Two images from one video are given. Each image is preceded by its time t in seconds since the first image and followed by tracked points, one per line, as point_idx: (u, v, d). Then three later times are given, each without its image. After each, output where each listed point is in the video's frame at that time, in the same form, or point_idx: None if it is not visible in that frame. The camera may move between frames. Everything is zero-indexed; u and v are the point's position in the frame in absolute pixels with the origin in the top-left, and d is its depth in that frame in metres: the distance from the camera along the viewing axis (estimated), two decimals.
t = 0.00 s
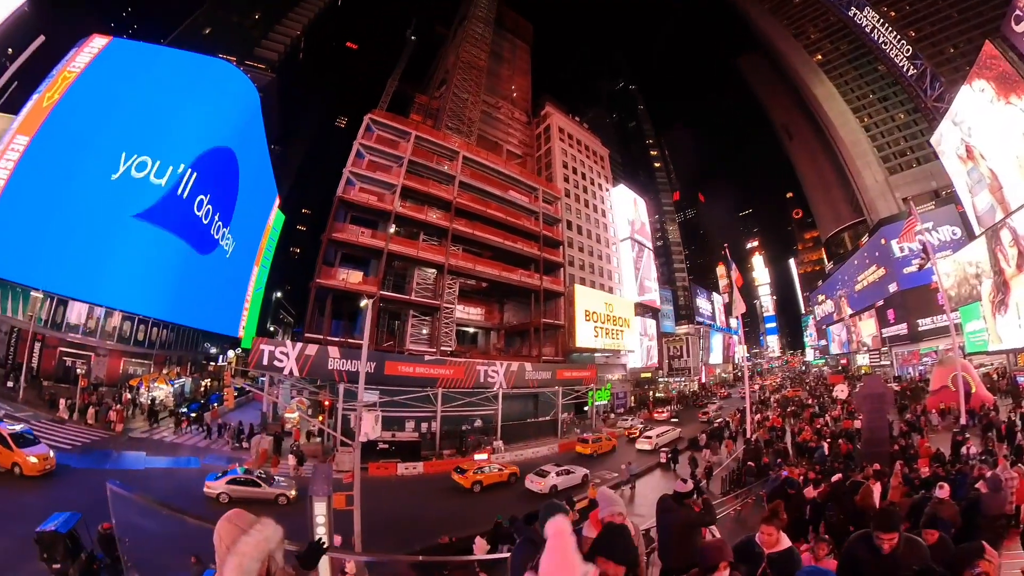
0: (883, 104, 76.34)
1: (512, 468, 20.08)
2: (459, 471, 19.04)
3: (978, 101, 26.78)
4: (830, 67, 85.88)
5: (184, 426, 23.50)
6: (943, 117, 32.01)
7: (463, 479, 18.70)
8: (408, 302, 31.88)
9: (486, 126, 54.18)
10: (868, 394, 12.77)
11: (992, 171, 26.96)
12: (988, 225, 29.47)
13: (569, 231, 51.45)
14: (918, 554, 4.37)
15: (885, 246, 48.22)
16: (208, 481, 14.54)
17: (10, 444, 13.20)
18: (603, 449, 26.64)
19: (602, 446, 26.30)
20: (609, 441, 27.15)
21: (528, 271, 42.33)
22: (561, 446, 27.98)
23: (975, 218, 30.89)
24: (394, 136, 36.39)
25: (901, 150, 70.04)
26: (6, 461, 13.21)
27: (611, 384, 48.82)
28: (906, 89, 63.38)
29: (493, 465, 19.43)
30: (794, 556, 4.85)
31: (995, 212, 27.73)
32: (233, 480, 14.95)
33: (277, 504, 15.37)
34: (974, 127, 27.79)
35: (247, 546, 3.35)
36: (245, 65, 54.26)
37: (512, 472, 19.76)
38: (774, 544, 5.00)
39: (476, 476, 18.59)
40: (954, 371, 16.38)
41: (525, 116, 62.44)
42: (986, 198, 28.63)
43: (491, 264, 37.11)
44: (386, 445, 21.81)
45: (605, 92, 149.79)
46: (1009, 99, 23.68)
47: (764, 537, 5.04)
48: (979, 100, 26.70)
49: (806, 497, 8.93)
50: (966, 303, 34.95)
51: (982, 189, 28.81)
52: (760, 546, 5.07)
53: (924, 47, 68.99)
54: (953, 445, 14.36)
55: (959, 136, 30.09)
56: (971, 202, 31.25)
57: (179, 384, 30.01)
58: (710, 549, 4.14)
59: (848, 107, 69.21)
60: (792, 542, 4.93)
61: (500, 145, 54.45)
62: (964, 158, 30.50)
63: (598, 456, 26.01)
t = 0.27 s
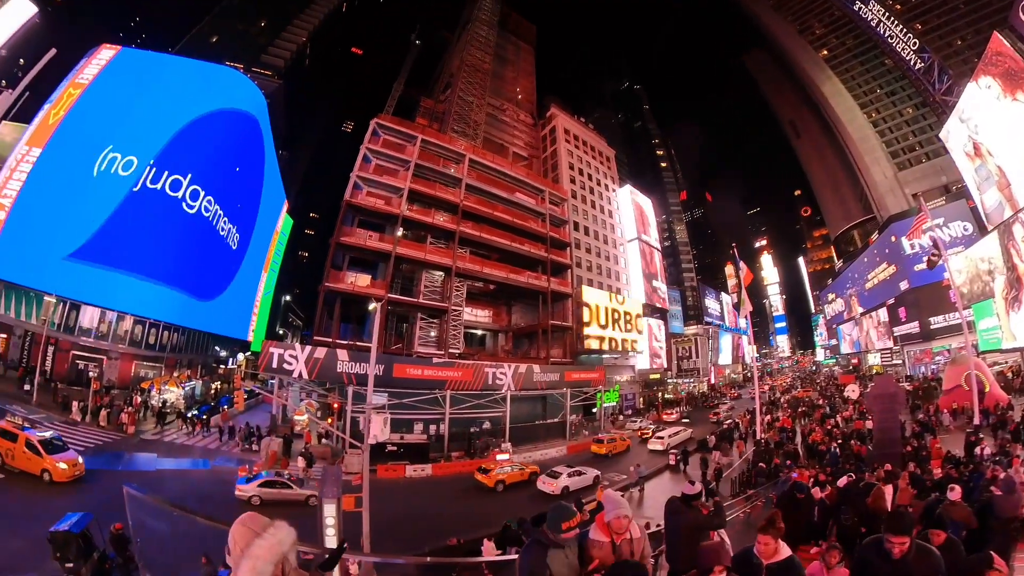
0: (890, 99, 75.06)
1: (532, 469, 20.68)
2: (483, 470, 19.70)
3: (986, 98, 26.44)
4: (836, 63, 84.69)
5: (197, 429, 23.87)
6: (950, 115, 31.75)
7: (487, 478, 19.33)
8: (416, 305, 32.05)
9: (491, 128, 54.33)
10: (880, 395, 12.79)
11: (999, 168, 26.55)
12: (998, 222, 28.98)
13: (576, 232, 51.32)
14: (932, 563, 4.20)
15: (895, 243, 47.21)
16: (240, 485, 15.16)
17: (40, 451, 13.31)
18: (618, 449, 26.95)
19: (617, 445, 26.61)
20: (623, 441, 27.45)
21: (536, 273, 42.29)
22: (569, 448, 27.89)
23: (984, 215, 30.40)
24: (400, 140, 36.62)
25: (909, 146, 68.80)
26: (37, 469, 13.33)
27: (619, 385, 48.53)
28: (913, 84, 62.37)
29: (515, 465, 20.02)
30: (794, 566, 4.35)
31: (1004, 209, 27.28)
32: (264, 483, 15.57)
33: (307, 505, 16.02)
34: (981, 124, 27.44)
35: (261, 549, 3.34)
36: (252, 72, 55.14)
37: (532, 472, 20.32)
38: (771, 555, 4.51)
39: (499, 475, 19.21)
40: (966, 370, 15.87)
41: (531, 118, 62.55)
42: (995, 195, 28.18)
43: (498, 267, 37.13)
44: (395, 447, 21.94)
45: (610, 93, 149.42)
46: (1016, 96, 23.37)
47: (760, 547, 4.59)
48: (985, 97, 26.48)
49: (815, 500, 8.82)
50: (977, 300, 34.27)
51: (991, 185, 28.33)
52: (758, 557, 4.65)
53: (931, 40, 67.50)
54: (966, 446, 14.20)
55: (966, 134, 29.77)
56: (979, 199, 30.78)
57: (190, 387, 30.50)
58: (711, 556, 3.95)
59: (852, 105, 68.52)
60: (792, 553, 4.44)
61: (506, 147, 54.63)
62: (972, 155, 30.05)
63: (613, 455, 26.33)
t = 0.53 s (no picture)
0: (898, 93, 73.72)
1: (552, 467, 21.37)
2: (506, 469, 20.40)
3: (991, 95, 26.08)
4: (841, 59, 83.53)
5: (209, 430, 24.21)
6: (957, 113, 31.28)
7: (511, 477, 19.98)
8: (423, 307, 32.18)
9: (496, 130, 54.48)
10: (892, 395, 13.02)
11: (1007, 165, 25.93)
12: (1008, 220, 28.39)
13: (582, 233, 51.18)
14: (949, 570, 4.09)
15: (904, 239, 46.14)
16: (272, 488, 15.46)
17: (68, 458, 13.49)
18: (631, 449, 27.22)
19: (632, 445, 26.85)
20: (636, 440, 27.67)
21: (543, 274, 42.25)
22: (577, 450, 27.77)
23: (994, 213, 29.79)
24: (406, 143, 36.87)
25: (919, 141, 67.50)
26: (66, 475, 13.52)
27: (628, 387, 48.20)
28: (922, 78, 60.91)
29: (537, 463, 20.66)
30: (787, 569, 4.16)
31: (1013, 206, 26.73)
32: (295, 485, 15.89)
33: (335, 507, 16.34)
34: (987, 121, 26.90)
35: (283, 549, 3.33)
36: (258, 78, 55.84)
37: (552, 471, 20.92)
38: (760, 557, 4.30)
39: (522, 474, 19.85)
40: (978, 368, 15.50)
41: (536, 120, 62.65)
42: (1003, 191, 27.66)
43: (505, 269, 37.13)
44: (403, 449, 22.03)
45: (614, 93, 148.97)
46: (1020, 93, 23.05)
47: (750, 550, 4.37)
48: (991, 94, 26.05)
49: (825, 501, 8.72)
50: (989, 296, 33.67)
51: (999, 182, 27.79)
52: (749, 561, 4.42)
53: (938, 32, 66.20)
54: (981, 447, 13.93)
55: (973, 131, 29.25)
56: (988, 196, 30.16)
57: (200, 389, 31.03)
58: (708, 555, 3.61)
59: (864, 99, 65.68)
60: (785, 554, 4.25)
61: (512, 149, 54.76)
62: (979, 152, 29.54)
63: (627, 455, 26.60)
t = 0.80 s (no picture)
0: (904, 87, 72.53)
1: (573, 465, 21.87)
2: (528, 468, 20.98)
3: (998, 91, 25.58)
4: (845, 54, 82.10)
5: (220, 432, 24.51)
6: (962, 111, 30.84)
7: (533, 475, 20.55)
8: (431, 309, 32.31)
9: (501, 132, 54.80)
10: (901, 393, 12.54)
11: (1014, 162, 25.35)
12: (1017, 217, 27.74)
13: (589, 234, 51.05)
14: (960, 574, 4.01)
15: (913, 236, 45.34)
16: (301, 489, 15.63)
17: (100, 465, 13.45)
18: (644, 448, 27.59)
19: (646, 444, 27.22)
20: (650, 440, 28.03)
21: (550, 276, 42.18)
22: (585, 451, 27.71)
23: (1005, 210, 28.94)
24: (412, 147, 37.09)
25: (928, 136, 66.35)
26: (96, 482, 13.49)
27: (636, 387, 47.98)
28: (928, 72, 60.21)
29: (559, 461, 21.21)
30: (790, 566, 4.14)
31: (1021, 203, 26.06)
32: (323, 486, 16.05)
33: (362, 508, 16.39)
34: (994, 117, 26.35)
35: (298, 546, 3.33)
36: (265, 84, 56.57)
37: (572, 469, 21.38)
38: (767, 555, 4.29)
39: (545, 471, 20.42)
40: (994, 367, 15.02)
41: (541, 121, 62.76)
42: (1010, 189, 27.03)
43: (512, 270, 37.16)
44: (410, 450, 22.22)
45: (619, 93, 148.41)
46: None
47: (752, 545, 4.37)
48: (997, 91, 25.63)
49: (834, 502, 8.60)
50: (1002, 294, 33.03)
51: (1006, 179, 27.16)
52: (752, 556, 4.41)
53: (943, 26, 64.76)
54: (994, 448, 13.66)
55: (979, 127, 28.65)
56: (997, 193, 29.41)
57: (210, 391, 31.42)
58: (710, 562, 3.56)
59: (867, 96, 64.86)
60: (789, 551, 4.25)
61: (516, 151, 54.95)
62: (986, 149, 28.94)
63: (640, 454, 27.02)
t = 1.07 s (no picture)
0: (910, 81, 71.18)
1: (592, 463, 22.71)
2: (550, 466, 21.88)
3: (1003, 87, 25.12)
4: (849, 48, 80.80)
5: (231, 434, 24.78)
6: (968, 108, 30.35)
7: (555, 473, 21.50)
8: (437, 311, 32.44)
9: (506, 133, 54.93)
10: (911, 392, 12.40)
11: (1020, 158, 24.88)
12: None
13: (595, 234, 50.94)
14: None
15: (922, 233, 44.52)
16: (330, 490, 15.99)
17: (131, 473, 13.57)
18: (655, 448, 28.14)
19: (657, 444, 27.83)
20: (661, 440, 28.58)
21: (556, 276, 42.15)
22: (593, 452, 27.67)
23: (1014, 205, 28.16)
24: (417, 150, 37.28)
25: (937, 130, 65.19)
26: (128, 489, 13.60)
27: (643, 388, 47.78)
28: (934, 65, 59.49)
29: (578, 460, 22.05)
30: (803, 570, 4.09)
31: None
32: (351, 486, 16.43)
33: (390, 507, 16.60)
34: (1000, 114, 25.89)
35: (307, 544, 3.36)
36: (270, 89, 57.16)
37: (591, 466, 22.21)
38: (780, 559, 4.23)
39: (565, 469, 21.24)
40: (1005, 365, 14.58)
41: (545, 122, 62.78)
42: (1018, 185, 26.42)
43: (518, 271, 37.19)
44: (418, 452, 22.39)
45: (623, 92, 147.93)
46: None
47: (766, 550, 4.29)
48: (1002, 87, 25.15)
49: (844, 503, 8.52)
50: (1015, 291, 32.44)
51: (1013, 177, 26.63)
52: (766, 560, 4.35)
53: (949, 19, 63.52)
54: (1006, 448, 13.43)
55: (985, 124, 28.18)
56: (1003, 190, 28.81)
57: (219, 393, 31.77)
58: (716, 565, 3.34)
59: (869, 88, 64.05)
60: (802, 556, 4.19)
61: (521, 152, 55.08)
62: (993, 146, 28.40)
63: (652, 453, 27.62)
